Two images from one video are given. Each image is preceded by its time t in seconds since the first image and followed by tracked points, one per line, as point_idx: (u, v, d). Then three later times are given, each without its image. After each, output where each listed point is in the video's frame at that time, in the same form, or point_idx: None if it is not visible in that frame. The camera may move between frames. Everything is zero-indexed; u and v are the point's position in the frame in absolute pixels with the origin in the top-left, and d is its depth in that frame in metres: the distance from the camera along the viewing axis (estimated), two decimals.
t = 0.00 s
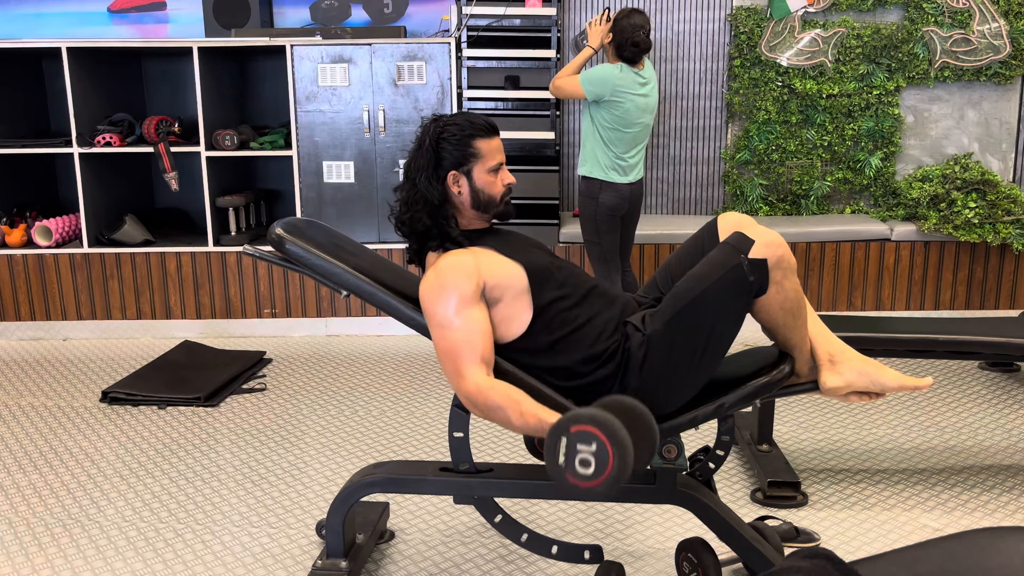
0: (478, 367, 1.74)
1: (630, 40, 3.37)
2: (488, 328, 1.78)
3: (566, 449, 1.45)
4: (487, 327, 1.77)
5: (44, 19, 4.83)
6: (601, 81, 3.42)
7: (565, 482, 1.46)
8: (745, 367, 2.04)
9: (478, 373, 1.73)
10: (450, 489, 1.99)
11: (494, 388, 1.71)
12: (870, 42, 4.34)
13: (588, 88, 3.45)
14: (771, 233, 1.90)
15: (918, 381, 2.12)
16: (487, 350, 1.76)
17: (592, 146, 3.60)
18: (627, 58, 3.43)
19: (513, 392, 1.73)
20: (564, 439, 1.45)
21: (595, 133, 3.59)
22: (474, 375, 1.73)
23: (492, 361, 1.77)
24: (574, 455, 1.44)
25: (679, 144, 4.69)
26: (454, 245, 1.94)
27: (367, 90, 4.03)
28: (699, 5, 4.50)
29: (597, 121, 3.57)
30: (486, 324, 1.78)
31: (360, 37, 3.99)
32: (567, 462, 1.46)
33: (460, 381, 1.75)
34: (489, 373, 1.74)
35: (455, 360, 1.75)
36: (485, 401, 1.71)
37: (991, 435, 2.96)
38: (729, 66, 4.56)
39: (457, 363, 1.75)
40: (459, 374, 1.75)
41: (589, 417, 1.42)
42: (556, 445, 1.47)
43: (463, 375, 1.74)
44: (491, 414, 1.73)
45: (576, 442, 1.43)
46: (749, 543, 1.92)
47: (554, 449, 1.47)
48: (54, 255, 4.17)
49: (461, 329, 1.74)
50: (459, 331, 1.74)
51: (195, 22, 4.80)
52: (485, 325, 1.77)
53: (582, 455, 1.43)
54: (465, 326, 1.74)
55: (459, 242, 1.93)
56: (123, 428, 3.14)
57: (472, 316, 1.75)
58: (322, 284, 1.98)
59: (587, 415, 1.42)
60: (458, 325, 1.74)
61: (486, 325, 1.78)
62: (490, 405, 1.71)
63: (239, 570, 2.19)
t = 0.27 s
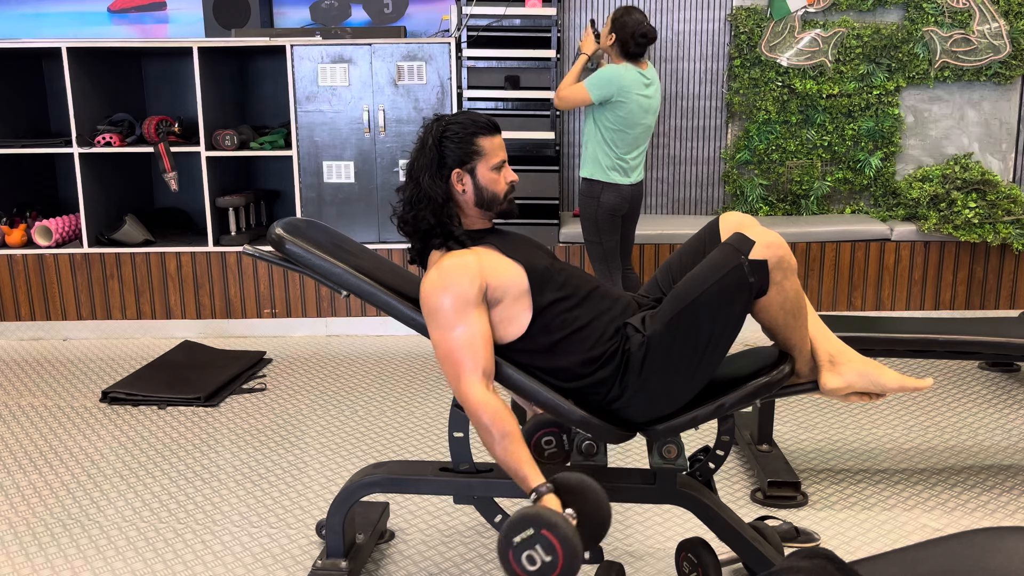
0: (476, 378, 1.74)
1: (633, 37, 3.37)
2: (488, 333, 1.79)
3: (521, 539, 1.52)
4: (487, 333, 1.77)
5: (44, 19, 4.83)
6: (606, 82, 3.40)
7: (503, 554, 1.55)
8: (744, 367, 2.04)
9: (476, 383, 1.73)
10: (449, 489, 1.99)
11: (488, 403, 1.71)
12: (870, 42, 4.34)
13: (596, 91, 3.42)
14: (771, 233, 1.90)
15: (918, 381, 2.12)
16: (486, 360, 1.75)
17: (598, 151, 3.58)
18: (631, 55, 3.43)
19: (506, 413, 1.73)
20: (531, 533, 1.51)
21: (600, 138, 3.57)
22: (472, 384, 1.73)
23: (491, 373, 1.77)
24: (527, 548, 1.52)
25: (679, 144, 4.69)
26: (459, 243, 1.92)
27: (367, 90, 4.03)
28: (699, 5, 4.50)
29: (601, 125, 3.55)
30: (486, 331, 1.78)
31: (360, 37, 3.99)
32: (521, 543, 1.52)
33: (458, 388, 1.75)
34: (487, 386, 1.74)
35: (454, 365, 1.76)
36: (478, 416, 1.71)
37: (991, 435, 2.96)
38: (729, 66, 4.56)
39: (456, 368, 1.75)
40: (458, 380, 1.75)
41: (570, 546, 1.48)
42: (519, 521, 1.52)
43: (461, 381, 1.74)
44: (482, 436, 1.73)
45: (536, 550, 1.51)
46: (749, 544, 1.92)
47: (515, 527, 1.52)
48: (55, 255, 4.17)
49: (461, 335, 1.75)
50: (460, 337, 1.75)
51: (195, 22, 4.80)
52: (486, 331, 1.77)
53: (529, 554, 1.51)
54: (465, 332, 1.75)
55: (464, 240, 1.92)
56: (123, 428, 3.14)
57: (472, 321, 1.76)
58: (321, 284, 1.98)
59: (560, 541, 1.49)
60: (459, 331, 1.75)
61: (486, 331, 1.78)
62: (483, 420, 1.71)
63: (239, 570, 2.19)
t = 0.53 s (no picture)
0: (472, 384, 1.74)
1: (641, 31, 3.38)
2: (487, 338, 1.79)
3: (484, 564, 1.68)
4: (486, 339, 1.78)
5: (44, 19, 4.83)
6: (617, 87, 3.41)
7: (461, 564, 1.70)
8: (745, 367, 2.04)
9: (471, 390, 1.74)
10: (449, 489, 1.99)
11: (481, 413, 1.73)
12: (870, 42, 4.34)
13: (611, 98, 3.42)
14: (773, 234, 1.90)
15: (918, 381, 2.12)
16: (483, 367, 1.76)
17: (612, 158, 3.57)
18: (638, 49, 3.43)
19: (495, 424, 1.75)
20: (496, 561, 1.67)
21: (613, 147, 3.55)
22: (467, 391, 1.74)
23: (488, 380, 1.78)
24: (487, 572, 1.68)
25: (679, 144, 4.69)
26: (463, 242, 1.92)
27: (367, 90, 4.03)
28: (699, 5, 4.51)
29: (611, 133, 3.54)
30: (484, 336, 1.78)
31: (360, 37, 3.99)
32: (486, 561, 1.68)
33: (454, 393, 1.76)
34: (483, 394, 1.75)
35: (452, 369, 1.76)
36: (469, 424, 1.74)
37: (991, 435, 2.96)
38: (729, 66, 4.55)
39: (454, 372, 1.76)
40: (455, 384, 1.76)
41: None
42: (488, 543, 1.68)
43: (458, 386, 1.75)
44: (468, 444, 1.77)
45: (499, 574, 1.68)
46: (750, 544, 1.92)
47: (482, 550, 1.68)
48: (55, 255, 4.17)
49: (459, 339, 1.76)
50: (459, 341, 1.75)
51: (195, 21, 4.80)
52: (484, 336, 1.77)
53: None
54: (465, 337, 1.76)
55: (468, 240, 1.92)
56: (123, 428, 3.14)
57: (472, 326, 1.76)
58: (321, 284, 1.98)
59: None
60: (459, 337, 1.75)
61: (485, 336, 1.78)
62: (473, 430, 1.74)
63: (239, 570, 2.19)
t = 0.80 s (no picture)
0: (473, 384, 1.75)
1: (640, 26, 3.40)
2: (487, 337, 1.79)
3: (500, 558, 1.67)
4: (486, 338, 1.78)
5: (44, 19, 4.83)
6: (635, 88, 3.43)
7: (478, 565, 1.69)
8: (745, 366, 2.04)
9: (472, 390, 1.74)
10: (449, 489, 1.99)
11: (482, 412, 1.73)
12: (870, 42, 4.34)
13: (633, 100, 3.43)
14: (772, 233, 1.91)
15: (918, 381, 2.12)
16: (483, 367, 1.76)
17: (635, 159, 3.57)
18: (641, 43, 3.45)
19: (498, 423, 1.75)
20: (512, 555, 1.67)
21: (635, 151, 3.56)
22: (469, 391, 1.74)
23: (488, 379, 1.78)
24: (506, 567, 1.67)
25: (679, 144, 4.69)
26: (461, 243, 1.92)
27: (367, 90, 4.03)
28: (699, 5, 4.51)
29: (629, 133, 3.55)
30: (484, 336, 1.78)
31: (360, 37, 3.99)
32: (502, 558, 1.67)
33: (455, 394, 1.76)
34: (484, 393, 1.75)
35: (452, 369, 1.76)
36: (471, 424, 1.74)
37: (991, 435, 2.96)
38: (729, 66, 4.55)
39: (455, 372, 1.76)
40: (455, 384, 1.76)
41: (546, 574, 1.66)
42: (506, 539, 1.67)
43: (458, 386, 1.75)
44: (471, 443, 1.76)
45: (520, 567, 1.67)
46: (750, 544, 1.92)
47: (497, 547, 1.67)
48: (54, 255, 4.17)
49: (459, 340, 1.75)
50: (458, 342, 1.75)
51: (195, 21, 4.80)
52: (485, 336, 1.77)
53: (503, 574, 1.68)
54: (465, 337, 1.75)
55: (465, 240, 1.92)
56: (123, 428, 3.14)
57: (472, 326, 1.76)
58: (321, 284, 1.98)
59: None
60: (458, 337, 1.75)
61: (485, 336, 1.78)
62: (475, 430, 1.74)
63: (239, 570, 2.19)
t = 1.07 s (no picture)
0: (476, 382, 1.74)
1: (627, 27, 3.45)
2: (487, 336, 1.79)
3: (526, 548, 1.67)
4: (487, 336, 1.78)
5: (44, 19, 4.83)
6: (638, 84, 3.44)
7: (504, 559, 1.68)
8: (744, 366, 2.04)
9: (476, 388, 1.74)
10: (449, 489, 1.99)
11: (489, 409, 1.73)
12: (870, 42, 4.34)
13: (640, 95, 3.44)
14: (770, 232, 1.90)
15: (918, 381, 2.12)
16: (486, 364, 1.76)
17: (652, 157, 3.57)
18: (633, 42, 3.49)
19: (505, 420, 1.75)
20: (537, 544, 1.66)
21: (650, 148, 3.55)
22: (472, 389, 1.74)
23: (491, 377, 1.77)
24: (532, 557, 1.67)
25: (679, 144, 4.69)
26: (451, 244, 1.93)
27: (367, 90, 4.03)
28: (699, 5, 4.51)
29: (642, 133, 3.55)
30: (485, 334, 1.78)
31: (360, 36, 3.99)
32: (528, 548, 1.66)
33: (459, 393, 1.76)
34: (488, 389, 1.75)
35: (454, 369, 1.76)
36: (478, 422, 1.73)
37: (991, 435, 2.96)
38: (729, 66, 4.55)
39: (457, 371, 1.76)
40: (458, 384, 1.76)
41: (573, 559, 1.65)
42: (531, 529, 1.66)
43: (462, 385, 1.75)
44: (480, 442, 1.76)
45: (547, 555, 1.66)
46: (750, 544, 1.92)
47: (522, 538, 1.66)
48: (54, 255, 4.17)
49: (459, 339, 1.75)
50: (459, 341, 1.75)
51: (195, 21, 4.80)
52: (485, 333, 1.77)
53: (530, 564, 1.67)
54: (464, 336, 1.76)
55: (456, 241, 1.92)
56: (123, 428, 3.14)
57: (472, 324, 1.76)
58: (321, 284, 1.98)
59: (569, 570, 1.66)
60: (458, 337, 1.75)
61: (485, 334, 1.78)
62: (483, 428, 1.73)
63: (239, 570, 2.19)
